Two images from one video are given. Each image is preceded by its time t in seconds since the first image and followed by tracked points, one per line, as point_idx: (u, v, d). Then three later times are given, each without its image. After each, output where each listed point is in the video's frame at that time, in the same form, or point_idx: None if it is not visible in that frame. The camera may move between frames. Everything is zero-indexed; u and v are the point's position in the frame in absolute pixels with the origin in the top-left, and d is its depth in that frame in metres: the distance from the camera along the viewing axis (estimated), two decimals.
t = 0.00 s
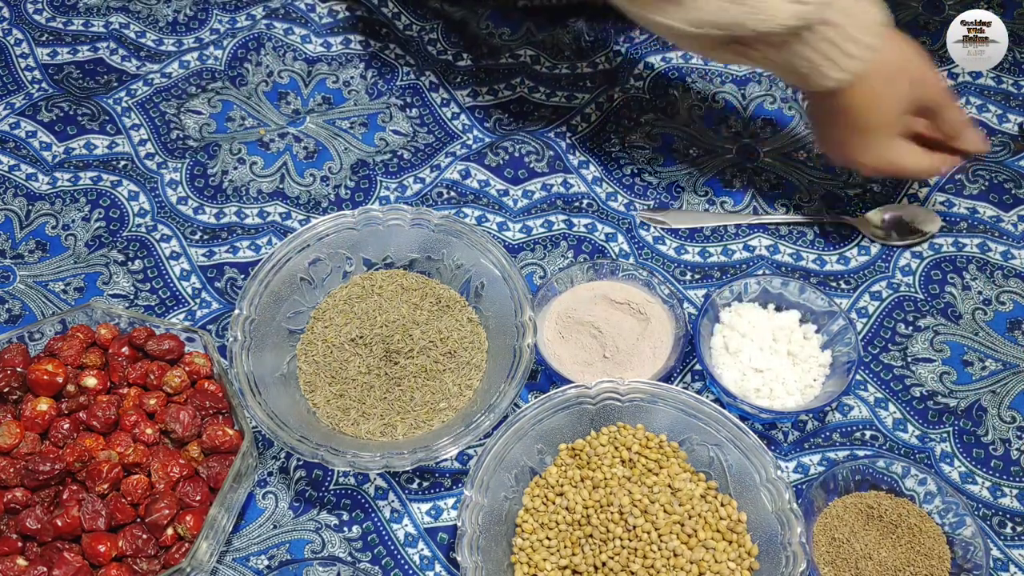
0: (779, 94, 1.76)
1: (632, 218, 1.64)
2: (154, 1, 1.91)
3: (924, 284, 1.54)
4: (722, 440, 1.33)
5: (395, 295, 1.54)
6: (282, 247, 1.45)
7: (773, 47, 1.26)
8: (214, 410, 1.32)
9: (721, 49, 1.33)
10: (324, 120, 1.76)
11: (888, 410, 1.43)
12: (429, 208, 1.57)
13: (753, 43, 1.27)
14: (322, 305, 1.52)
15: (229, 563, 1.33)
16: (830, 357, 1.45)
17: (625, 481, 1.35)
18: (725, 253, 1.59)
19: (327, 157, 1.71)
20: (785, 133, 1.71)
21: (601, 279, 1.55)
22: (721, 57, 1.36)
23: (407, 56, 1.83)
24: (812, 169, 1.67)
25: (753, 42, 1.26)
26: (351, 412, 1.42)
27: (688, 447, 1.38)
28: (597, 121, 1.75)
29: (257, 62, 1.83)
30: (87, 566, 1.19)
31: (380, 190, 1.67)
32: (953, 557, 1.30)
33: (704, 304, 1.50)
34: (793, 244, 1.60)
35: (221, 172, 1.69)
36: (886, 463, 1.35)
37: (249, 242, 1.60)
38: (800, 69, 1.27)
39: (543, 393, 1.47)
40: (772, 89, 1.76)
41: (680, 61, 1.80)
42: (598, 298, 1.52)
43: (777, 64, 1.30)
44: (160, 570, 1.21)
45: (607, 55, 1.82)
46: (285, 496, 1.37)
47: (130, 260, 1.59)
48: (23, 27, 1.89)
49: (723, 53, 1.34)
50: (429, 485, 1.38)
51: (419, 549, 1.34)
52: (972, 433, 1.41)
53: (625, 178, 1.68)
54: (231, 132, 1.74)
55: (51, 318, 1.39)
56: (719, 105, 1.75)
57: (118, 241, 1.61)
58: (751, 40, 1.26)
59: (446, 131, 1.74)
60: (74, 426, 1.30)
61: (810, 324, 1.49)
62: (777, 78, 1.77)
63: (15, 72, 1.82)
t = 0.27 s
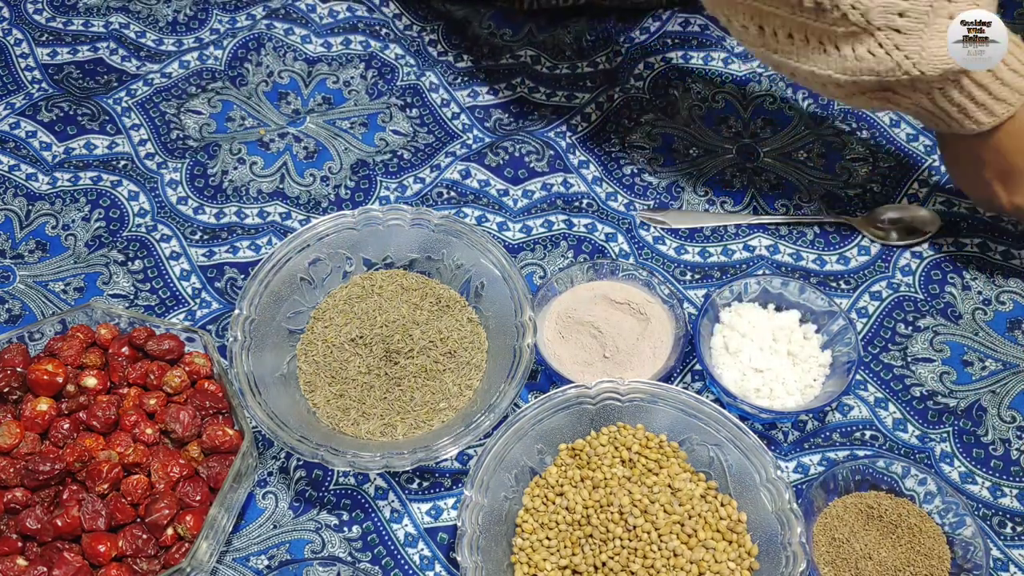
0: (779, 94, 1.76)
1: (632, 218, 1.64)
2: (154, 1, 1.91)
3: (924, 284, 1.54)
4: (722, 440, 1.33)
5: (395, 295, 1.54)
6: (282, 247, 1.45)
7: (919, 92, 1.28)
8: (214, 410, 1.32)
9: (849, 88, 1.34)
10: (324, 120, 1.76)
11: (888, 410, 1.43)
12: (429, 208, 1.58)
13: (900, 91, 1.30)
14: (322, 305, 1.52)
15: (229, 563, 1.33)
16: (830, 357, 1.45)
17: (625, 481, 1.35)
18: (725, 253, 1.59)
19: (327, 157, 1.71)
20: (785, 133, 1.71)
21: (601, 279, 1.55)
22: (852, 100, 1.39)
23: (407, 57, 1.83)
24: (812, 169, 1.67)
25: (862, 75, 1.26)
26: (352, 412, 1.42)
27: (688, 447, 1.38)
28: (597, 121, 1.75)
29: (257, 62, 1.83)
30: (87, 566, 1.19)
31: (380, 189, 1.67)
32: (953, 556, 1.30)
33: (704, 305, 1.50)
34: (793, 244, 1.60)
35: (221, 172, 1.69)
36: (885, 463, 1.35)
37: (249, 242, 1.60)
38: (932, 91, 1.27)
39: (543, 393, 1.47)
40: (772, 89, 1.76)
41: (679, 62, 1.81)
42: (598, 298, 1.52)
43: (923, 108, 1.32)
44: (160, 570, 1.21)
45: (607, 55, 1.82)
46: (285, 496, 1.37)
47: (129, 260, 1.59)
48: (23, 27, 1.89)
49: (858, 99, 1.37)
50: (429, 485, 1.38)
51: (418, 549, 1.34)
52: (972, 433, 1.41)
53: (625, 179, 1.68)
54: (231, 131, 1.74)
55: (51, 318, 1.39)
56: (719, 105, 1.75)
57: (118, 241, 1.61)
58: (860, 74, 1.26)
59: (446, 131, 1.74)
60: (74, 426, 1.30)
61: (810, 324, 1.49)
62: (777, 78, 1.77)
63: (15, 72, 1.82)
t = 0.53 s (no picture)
0: (779, 94, 1.76)
1: (632, 218, 1.64)
2: (154, 1, 1.91)
3: (924, 284, 1.54)
4: (722, 440, 1.33)
5: (395, 295, 1.54)
6: (282, 247, 1.45)
7: (925, 87, 1.29)
8: (214, 410, 1.32)
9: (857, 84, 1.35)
10: (324, 120, 1.76)
11: (888, 410, 1.43)
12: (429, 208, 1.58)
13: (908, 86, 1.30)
14: (322, 305, 1.52)
15: (229, 563, 1.32)
16: (830, 357, 1.45)
17: (625, 481, 1.35)
18: (725, 253, 1.59)
19: (327, 157, 1.71)
20: (785, 133, 1.71)
21: (601, 279, 1.55)
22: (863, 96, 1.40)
23: (407, 57, 1.83)
24: (812, 169, 1.67)
25: (871, 71, 1.27)
26: (352, 412, 1.42)
27: (688, 447, 1.38)
28: (597, 121, 1.75)
29: (257, 63, 1.83)
30: (87, 567, 1.19)
31: (380, 189, 1.67)
32: (953, 556, 1.30)
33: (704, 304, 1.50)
34: (793, 244, 1.60)
35: (221, 172, 1.69)
36: (885, 463, 1.35)
37: (249, 242, 1.60)
38: (940, 85, 1.28)
39: (543, 393, 1.47)
40: (772, 89, 1.76)
41: (679, 62, 1.81)
42: (598, 298, 1.52)
43: (930, 102, 1.33)
44: (160, 570, 1.21)
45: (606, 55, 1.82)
46: (285, 496, 1.37)
47: (130, 260, 1.59)
48: (23, 27, 1.89)
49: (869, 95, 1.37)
50: (429, 485, 1.38)
51: (418, 549, 1.34)
52: (972, 433, 1.41)
53: (625, 179, 1.68)
54: (231, 131, 1.74)
55: (51, 318, 1.39)
56: (719, 105, 1.75)
57: (118, 241, 1.61)
58: (868, 71, 1.27)
59: (446, 131, 1.74)
60: (74, 426, 1.30)
61: (810, 323, 1.49)
62: (777, 78, 1.77)
63: (15, 72, 1.82)
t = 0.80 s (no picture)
0: (779, 94, 1.76)
1: (632, 218, 1.64)
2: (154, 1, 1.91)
3: (924, 284, 1.54)
4: (722, 440, 1.33)
5: (395, 295, 1.54)
6: (282, 247, 1.45)
7: (885, 42, 1.32)
8: (214, 410, 1.32)
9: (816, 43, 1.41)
10: (324, 120, 1.76)
11: (888, 410, 1.43)
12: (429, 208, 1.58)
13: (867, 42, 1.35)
14: (322, 305, 1.52)
15: (229, 563, 1.32)
16: (830, 357, 1.45)
17: (625, 481, 1.35)
18: (725, 253, 1.59)
19: (327, 157, 1.71)
20: (785, 133, 1.71)
21: (601, 279, 1.56)
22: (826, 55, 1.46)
23: (408, 57, 1.83)
24: (812, 169, 1.67)
25: (826, 29, 1.32)
26: (352, 413, 1.42)
27: (688, 447, 1.38)
28: (597, 121, 1.75)
29: (257, 63, 1.83)
30: (87, 566, 1.19)
31: (380, 189, 1.67)
32: (953, 556, 1.30)
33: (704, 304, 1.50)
34: (793, 244, 1.60)
35: (221, 172, 1.69)
36: (886, 463, 1.35)
37: (249, 242, 1.60)
38: (901, 39, 1.31)
39: (543, 393, 1.47)
40: (772, 89, 1.76)
41: (679, 62, 1.81)
42: (598, 298, 1.52)
43: (890, 57, 1.36)
44: (160, 570, 1.21)
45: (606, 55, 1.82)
46: (285, 496, 1.37)
47: (129, 260, 1.59)
48: (23, 27, 1.89)
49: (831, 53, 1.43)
50: (429, 485, 1.38)
51: (418, 549, 1.34)
52: (972, 433, 1.41)
53: (625, 178, 1.68)
54: (231, 131, 1.74)
55: (51, 318, 1.39)
56: (719, 105, 1.75)
57: (118, 241, 1.61)
58: (823, 29, 1.32)
59: (446, 131, 1.74)
60: (74, 426, 1.30)
61: (810, 323, 1.49)
62: (777, 79, 1.77)
63: (15, 72, 1.82)
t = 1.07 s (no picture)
0: (779, 94, 1.76)
1: (632, 218, 1.64)
2: (154, 0, 1.91)
3: (924, 284, 1.54)
4: (722, 440, 1.33)
5: (395, 295, 1.54)
6: (282, 247, 1.45)
7: None
8: (214, 410, 1.32)
9: None
10: (324, 120, 1.76)
11: (888, 410, 1.43)
12: (429, 208, 1.58)
13: None
14: (322, 305, 1.52)
15: (229, 563, 1.33)
16: (830, 357, 1.45)
17: (625, 481, 1.35)
18: (725, 253, 1.59)
19: (327, 157, 1.71)
20: (784, 133, 1.72)
21: (601, 279, 1.55)
22: None
23: (408, 57, 1.83)
24: (812, 169, 1.67)
25: None
26: (352, 412, 1.42)
27: (688, 447, 1.38)
28: (597, 121, 1.75)
29: (258, 63, 1.83)
30: (87, 566, 1.19)
31: (380, 190, 1.67)
32: (953, 556, 1.30)
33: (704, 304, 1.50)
34: (792, 244, 1.60)
35: (222, 172, 1.69)
36: (886, 463, 1.35)
37: (249, 242, 1.60)
38: None
39: (543, 393, 1.47)
40: (772, 89, 1.76)
41: (679, 62, 1.80)
42: (598, 298, 1.52)
43: None
44: (160, 570, 1.21)
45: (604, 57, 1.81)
46: (285, 496, 1.37)
47: (130, 260, 1.59)
48: (23, 27, 1.89)
49: None
50: (429, 485, 1.38)
51: (419, 549, 1.34)
52: (972, 433, 1.41)
53: (625, 179, 1.68)
54: (231, 132, 1.74)
55: (51, 318, 1.39)
56: (719, 105, 1.75)
57: (118, 241, 1.61)
58: None
59: (446, 132, 1.74)
60: (74, 426, 1.30)
61: (810, 324, 1.49)
62: (777, 79, 1.77)
63: (15, 72, 1.82)
